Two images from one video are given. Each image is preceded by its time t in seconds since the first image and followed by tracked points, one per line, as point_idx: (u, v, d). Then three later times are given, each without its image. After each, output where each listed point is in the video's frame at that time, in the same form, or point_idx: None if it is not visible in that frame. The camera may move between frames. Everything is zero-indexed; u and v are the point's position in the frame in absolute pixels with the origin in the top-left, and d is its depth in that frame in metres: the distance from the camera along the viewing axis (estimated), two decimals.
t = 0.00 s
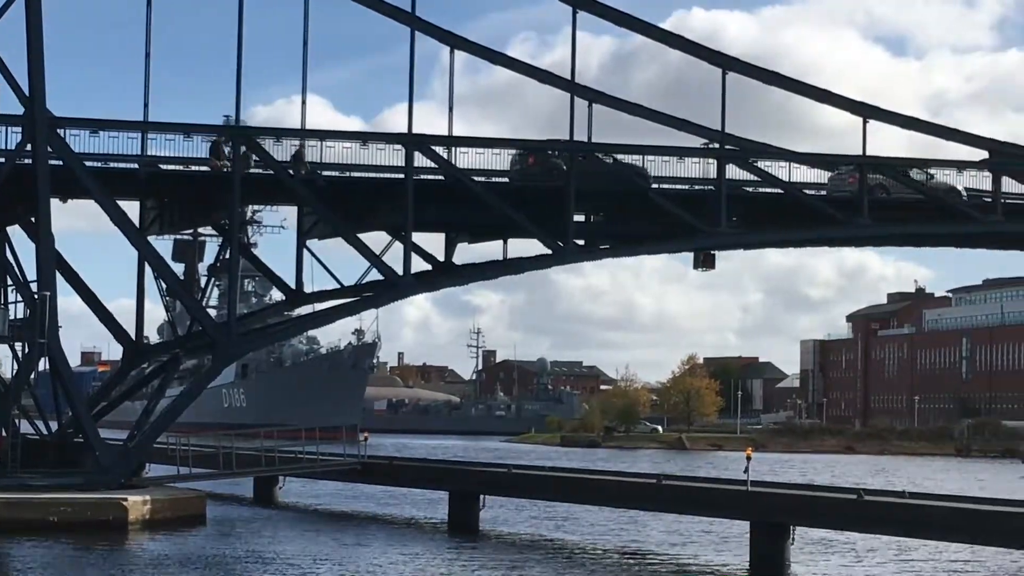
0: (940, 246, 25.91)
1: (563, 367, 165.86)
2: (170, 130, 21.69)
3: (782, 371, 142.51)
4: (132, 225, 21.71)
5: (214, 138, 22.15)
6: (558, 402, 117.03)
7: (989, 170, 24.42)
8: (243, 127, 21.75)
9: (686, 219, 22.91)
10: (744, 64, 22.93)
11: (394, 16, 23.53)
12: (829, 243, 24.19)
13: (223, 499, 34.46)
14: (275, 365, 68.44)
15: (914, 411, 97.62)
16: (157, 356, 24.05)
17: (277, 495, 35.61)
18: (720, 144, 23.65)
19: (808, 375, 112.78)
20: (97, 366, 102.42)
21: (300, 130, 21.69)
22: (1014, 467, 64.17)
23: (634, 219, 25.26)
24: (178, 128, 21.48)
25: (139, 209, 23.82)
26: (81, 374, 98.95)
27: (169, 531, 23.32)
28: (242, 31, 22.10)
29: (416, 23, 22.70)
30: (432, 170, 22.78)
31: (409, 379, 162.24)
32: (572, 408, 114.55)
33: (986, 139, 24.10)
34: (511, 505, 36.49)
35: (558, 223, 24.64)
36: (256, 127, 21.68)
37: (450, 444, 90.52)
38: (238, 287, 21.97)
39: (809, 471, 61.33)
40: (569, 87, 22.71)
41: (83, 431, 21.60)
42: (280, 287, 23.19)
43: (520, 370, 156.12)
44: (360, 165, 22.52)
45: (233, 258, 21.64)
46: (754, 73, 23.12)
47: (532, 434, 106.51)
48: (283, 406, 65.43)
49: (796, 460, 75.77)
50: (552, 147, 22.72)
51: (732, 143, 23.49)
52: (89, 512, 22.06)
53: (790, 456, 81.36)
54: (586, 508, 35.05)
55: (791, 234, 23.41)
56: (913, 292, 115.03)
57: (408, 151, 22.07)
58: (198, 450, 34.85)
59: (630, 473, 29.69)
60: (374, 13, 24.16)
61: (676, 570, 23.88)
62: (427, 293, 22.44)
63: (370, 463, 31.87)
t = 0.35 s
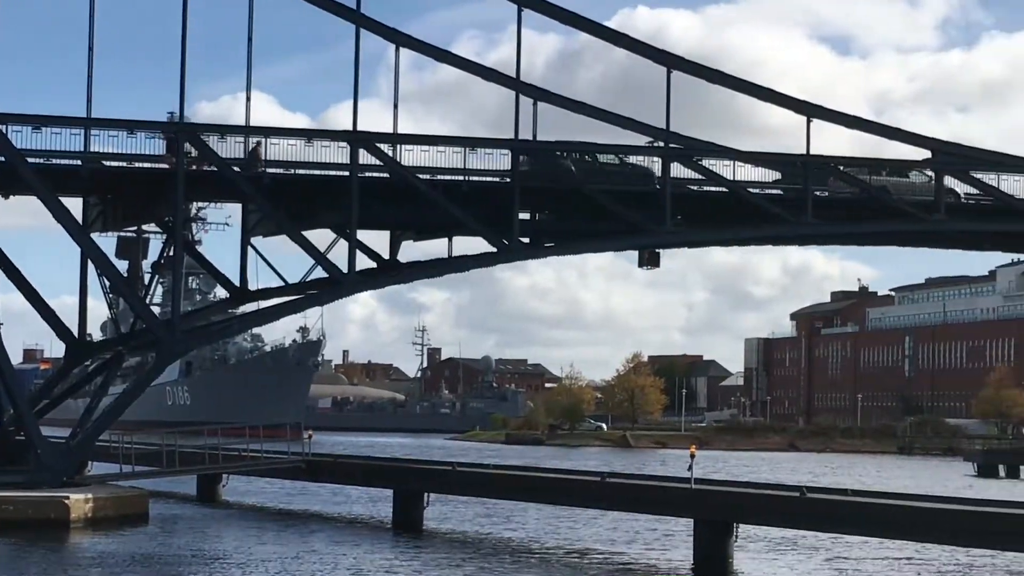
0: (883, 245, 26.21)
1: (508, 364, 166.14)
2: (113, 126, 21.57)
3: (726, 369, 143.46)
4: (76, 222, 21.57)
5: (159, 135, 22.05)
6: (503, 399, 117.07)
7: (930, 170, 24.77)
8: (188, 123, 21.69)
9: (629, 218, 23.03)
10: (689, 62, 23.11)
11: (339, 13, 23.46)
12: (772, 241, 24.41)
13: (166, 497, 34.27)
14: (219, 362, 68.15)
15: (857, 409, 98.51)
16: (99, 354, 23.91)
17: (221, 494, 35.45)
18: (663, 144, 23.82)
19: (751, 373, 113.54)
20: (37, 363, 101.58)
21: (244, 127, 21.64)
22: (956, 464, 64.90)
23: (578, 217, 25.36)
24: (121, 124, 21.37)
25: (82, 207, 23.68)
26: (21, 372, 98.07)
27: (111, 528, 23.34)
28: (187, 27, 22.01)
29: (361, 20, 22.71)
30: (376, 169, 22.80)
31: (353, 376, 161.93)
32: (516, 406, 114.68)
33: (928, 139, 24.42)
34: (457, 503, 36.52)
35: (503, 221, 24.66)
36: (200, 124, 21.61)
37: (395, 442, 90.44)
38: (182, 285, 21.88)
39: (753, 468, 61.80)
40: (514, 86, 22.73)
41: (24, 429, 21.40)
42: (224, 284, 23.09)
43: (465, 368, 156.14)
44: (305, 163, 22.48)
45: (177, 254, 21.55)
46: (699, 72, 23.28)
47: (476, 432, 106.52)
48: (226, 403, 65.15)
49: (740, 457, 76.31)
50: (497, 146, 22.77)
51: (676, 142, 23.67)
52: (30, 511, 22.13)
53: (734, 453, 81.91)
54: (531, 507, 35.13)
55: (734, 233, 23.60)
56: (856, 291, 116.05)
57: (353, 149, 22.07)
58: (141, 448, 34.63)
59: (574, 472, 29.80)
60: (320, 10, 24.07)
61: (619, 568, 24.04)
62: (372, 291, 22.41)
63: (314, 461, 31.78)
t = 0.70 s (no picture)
0: (817, 244, 26.55)
1: (444, 363, 166.04)
2: (47, 123, 21.44)
3: (662, 368, 144.16)
4: (8, 220, 21.42)
5: (93, 131, 21.93)
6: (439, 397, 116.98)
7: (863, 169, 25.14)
8: (122, 120, 21.61)
9: (566, 216, 23.19)
10: (626, 61, 23.29)
11: (276, 9, 23.43)
12: (708, 240, 24.67)
13: (100, 496, 34.08)
14: (154, 360, 67.75)
15: (791, 407, 99.32)
16: (32, 352, 23.76)
17: (155, 491, 35.31)
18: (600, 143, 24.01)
19: (687, 372, 114.17)
20: None
21: (180, 124, 21.58)
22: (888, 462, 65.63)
23: (514, 216, 25.51)
24: (54, 121, 21.25)
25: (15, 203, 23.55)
26: None
27: (45, 527, 23.31)
28: (123, 23, 21.93)
29: (299, 19, 22.72)
30: (312, 167, 22.82)
31: (290, 374, 161.28)
32: (453, 404, 114.66)
33: (863, 139, 24.79)
34: (393, 501, 36.58)
35: (440, 219, 24.76)
36: (134, 121, 21.53)
37: (331, 440, 90.18)
38: (116, 282, 21.79)
39: (688, 466, 62.18)
40: (451, 83, 22.78)
41: None
42: (159, 282, 23.00)
43: (401, 366, 156.03)
44: (243, 159, 22.46)
45: (110, 252, 21.46)
46: (636, 72, 23.49)
47: (412, 430, 106.42)
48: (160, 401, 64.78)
49: (675, 455, 76.72)
50: (433, 143, 22.85)
51: (613, 141, 23.87)
52: None
53: (669, 451, 82.34)
54: (469, 504, 35.26)
55: (667, 231, 23.79)
56: (791, 290, 116.93)
57: (289, 146, 22.05)
58: (74, 445, 34.41)
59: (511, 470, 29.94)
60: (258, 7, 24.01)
61: (555, 566, 24.20)
62: (308, 289, 22.39)
63: (250, 459, 31.71)
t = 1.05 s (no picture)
0: (745, 243, 26.80)
1: (374, 360, 165.58)
2: None
3: (590, 365, 144.61)
4: None
5: (18, 127, 21.68)
6: (368, 395, 116.54)
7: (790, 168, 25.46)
8: (48, 116, 21.39)
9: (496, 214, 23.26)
10: (556, 60, 23.38)
11: (204, 6, 23.26)
12: (636, 239, 24.86)
13: (25, 495, 33.71)
14: (80, 358, 67.10)
15: (720, 405, 100.02)
16: None
17: (80, 490, 34.98)
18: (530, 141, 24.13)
19: (615, 370, 114.63)
20: None
21: (107, 120, 21.39)
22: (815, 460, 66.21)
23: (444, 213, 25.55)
24: None
25: None
26: None
27: None
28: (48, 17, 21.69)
29: (228, 15, 22.61)
30: (241, 163, 22.72)
31: (217, 372, 160.28)
32: (382, 402, 114.41)
33: (791, 139, 25.05)
34: (321, 499, 36.50)
35: (368, 217, 24.75)
36: (61, 117, 21.32)
37: (259, 438, 89.66)
38: (42, 279, 21.57)
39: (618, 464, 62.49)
40: (382, 82, 22.76)
41: None
42: (86, 279, 22.79)
43: (330, 364, 155.53)
44: (171, 155, 22.31)
45: (35, 249, 21.23)
46: (567, 71, 23.60)
47: (341, 428, 106.10)
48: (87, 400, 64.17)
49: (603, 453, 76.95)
50: (363, 141, 22.82)
51: (542, 140, 23.98)
52: None
53: (597, 449, 82.64)
54: (398, 503, 35.27)
55: (593, 229, 23.88)
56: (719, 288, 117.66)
57: (219, 143, 21.93)
58: None
59: (441, 468, 29.93)
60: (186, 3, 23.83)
61: (485, 564, 24.27)
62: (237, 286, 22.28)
63: (176, 458, 31.51)
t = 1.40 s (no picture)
0: (671, 242, 26.93)
1: (298, 357, 164.74)
2: None
3: (516, 363, 144.77)
4: None
5: None
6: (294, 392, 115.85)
7: (716, 167, 25.65)
8: None
9: (423, 213, 23.20)
10: (483, 58, 23.36)
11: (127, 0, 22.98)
12: (563, 237, 24.89)
13: None
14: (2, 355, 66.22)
15: (645, 403, 100.49)
16: None
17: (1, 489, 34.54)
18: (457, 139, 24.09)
19: (541, 368, 114.85)
20: None
21: (30, 116, 21.09)
22: (739, 459, 66.73)
23: (370, 210, 25.45)
24: None
25: None
26: None
27: None
28: None
29: (152, 10, 22.38)
30: (165, 160, 22.49)
31: (141, 370, 158.85)
32: (308, 400, 113.88)
33: (718, 139, 25.20)
34: (246, 497, 36.31)
35: (293, 213, 24.62)
36: None
37: (184, 436, 88.93)
38: None
39: (545, 462, 62.64)
40: (308, 79, 22.63)
41: None
42: (8, 276, 22.46)
43: (256, 362, 154.65)
44: (94, 152, 22.04)
45: None
46: (494, 68, 23.64)
47: (267, 426, 105.51)
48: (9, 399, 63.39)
49: (529, 451, 77.03)
50: (289, 137, 22.67)
51: (470, 138, 23.95)
52: None
53: (523, 447, 82.74)
54: (323, 501, 35.13)
55: (520, 227, 23.89)
56: (645, 286, 118.21)
57: (143, 140, 21.69)
58: None
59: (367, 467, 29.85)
60: None
61: (412, 563, 24.20)
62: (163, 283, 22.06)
63: (99, 455, 31.19)
